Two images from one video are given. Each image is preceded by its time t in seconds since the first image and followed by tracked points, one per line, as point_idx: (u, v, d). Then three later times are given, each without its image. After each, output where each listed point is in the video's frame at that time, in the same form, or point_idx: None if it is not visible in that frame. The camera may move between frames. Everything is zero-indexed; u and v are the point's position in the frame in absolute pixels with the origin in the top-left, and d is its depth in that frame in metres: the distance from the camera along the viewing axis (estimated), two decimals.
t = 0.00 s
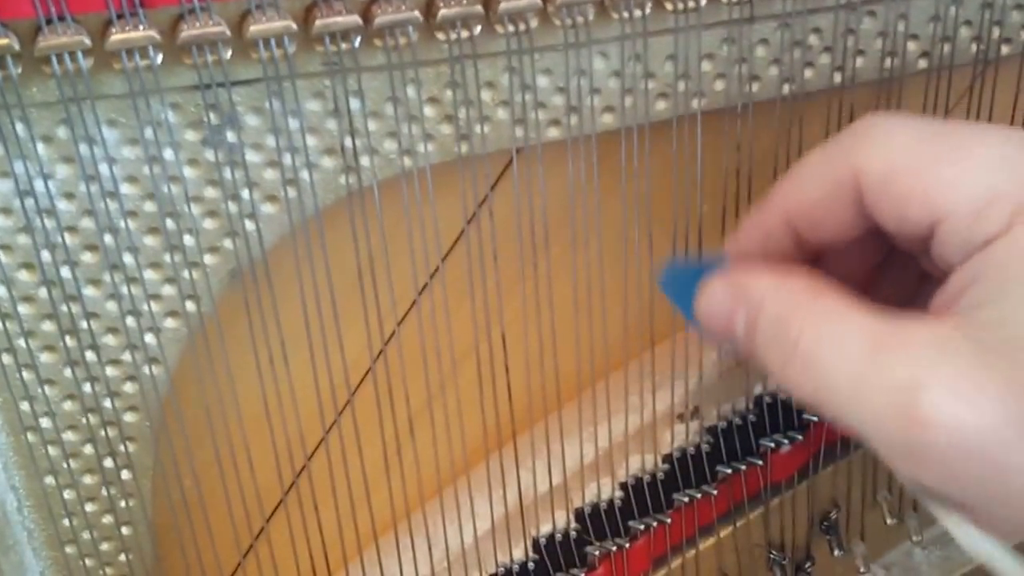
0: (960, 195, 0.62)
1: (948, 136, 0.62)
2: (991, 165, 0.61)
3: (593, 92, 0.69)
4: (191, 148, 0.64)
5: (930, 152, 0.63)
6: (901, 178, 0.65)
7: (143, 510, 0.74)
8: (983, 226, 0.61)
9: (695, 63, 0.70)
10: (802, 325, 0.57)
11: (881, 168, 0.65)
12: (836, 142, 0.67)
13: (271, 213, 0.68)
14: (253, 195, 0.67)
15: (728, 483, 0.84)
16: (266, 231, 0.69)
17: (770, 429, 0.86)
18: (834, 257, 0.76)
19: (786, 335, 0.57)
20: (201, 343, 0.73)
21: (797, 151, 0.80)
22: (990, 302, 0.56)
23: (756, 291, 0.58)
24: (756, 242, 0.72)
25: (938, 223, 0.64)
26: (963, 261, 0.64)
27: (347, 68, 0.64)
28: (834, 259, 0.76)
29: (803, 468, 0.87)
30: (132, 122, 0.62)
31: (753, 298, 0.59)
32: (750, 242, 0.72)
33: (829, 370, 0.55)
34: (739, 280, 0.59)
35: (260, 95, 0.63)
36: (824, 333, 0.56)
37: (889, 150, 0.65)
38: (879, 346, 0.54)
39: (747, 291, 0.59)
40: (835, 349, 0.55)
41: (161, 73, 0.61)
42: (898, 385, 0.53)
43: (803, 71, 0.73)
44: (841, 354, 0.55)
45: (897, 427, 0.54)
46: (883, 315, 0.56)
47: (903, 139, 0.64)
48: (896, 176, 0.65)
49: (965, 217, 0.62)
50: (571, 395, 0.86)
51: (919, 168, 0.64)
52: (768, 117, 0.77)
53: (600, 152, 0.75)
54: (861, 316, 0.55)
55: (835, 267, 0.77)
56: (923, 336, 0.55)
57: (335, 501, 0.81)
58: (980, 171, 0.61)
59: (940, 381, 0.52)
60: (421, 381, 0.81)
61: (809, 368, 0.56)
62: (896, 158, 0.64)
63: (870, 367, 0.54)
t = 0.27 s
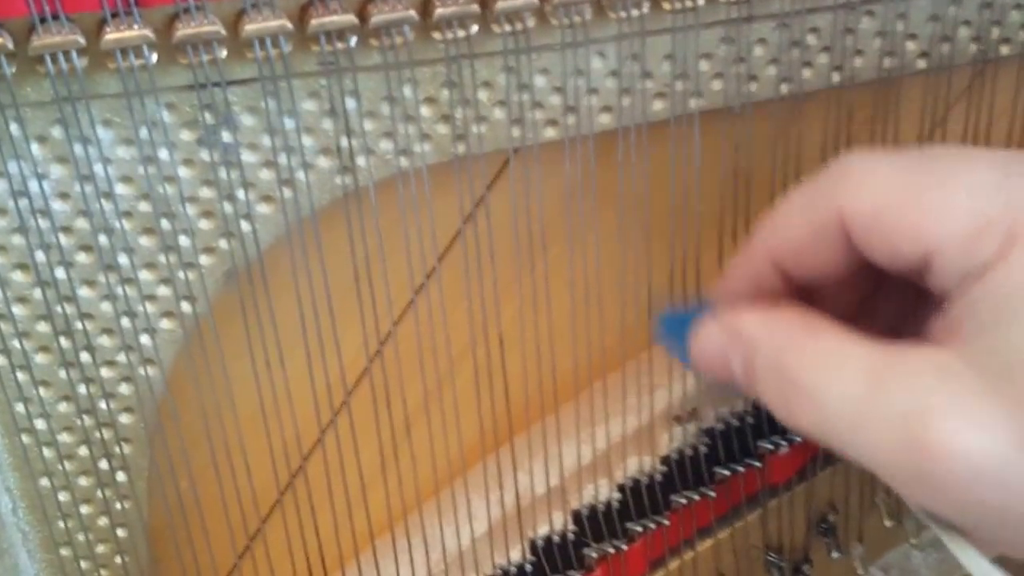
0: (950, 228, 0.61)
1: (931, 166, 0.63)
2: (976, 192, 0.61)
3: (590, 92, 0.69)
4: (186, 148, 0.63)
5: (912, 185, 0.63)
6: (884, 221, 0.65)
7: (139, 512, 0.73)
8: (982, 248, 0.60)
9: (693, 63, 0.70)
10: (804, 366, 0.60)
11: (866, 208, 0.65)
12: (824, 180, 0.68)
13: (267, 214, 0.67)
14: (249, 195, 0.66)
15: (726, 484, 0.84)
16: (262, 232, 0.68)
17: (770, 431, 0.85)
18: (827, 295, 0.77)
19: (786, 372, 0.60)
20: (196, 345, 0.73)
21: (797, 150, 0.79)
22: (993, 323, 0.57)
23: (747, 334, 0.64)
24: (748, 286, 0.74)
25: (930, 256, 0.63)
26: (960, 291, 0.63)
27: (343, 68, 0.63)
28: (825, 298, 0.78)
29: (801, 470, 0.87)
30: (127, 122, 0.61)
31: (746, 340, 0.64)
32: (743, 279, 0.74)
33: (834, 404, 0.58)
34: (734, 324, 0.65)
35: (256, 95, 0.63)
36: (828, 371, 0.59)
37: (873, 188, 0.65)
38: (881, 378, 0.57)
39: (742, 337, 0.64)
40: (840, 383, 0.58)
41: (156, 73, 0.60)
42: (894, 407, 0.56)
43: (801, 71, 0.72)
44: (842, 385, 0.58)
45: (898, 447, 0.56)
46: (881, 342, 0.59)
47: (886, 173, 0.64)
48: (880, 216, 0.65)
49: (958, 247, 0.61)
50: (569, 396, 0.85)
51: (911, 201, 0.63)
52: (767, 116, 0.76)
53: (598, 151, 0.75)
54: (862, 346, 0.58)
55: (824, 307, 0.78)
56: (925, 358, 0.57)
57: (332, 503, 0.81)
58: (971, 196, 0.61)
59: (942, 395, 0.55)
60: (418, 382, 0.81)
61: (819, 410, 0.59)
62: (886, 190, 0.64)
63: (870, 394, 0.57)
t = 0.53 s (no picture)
0: (967, 220, 0.64)
1: (946, 157, 0.65)
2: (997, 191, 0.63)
3: (588, 92, 0.69)
4: (183, 149, 0.63)
5: (928, 177, 0.65)
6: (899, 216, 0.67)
7: (135, 515, 0.73)
8: (1000, 244, 0.63)
9: (692, 63, 0.69)
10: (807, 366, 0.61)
11: (882, 196, 0.67)
12: (839, 166, 0.70)
13: (263, 215, 0.67)
14: (245, 196, 0.66)
15: (723, 486, 0.84)
16: (259, 233, 0.68)
17: (766, 432, 0.85)
18: (840, 284, 0.81)
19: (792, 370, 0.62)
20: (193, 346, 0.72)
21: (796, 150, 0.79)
22: (1000, 328, 0.58)
23: (757, 328, 0.66)
24: (759, 273, 0.75)
25: (946, 249, 0.66)
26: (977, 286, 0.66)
27: (339, 67, 0.63)
28: (834, 289, 0.81)
29: (799, 471, 0.86)
30: (123, 122, 0.61)
31: (755, 334, 0.66)
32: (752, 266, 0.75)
33: (840, 407, 0.59)
34: (742, 318, 0.67)
35: (252, 95, 0.62)
36: (832, 373, 0.60)
37: (889, 178, 0.67)
38: (893, 386, 0.57)
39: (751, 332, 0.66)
40: (845, 389, 0.59)
41: (152, 72, 0.60)
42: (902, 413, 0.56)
43: (801, 71, 0.72)
44: (854, 390, 0.58)
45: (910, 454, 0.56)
46: (891, 348, 0.59)
47: (902, 164, 0.66)
48: (898, 206, 0.67)
49: (977, 241, 0.64)
50: (566, 398, 0.85)
51: (927, 193, 0.65)
52: (766, 117, 0.76)
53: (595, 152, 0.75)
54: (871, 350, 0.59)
55: (836, 299, 0.81)
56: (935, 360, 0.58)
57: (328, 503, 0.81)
58: (990, 191, 0.63)
59: (947, 397, 0.55)
60: (414, 384, 0.80)
61: (823, 410, 0.60)
62: (902, 181, 0.66)
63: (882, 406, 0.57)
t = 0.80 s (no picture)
0: (972, 217, 0.64)
1: (950, 153, 0.65)
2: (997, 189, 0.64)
3: (586, 92, 0.68)
4: (180, 148, 0.63)
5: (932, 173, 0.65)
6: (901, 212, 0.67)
7: (131, 516, 0.73)
8: (1002, 241, 0.64)
9: (691, 62, 0.69)
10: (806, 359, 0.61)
11: (886, 189, 0.67)
12: (842, 158, 0.69)
13: (261, 215, 0.67)
14: (242, 196, 0.65)
15: (721, 487, 0.83)
16: (256, 233, 0.68)
17: (765, 433, 0.85)
18: (839, 280, 0.81)
19: (790, 361, 0.61)
20: (190, 346, 0.72)
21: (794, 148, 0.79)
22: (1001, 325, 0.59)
23: (756, 318, 0.65)
24: (760, 261, 0.75)
25: (948, 243, 0.67)
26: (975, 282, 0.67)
27: (337, 67, 0.63)
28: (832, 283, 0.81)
29: (797, 471, 0.86)
30: (119, 121, 0.61)
31: (754, 323, 0.65)
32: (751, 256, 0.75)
33: (839, 401, 0.59)
34: (740, 307, 0.66)
35: (249, 95, 0.62)
36: (830, 368, 0.59)
37: (893, 173, 0.67)
38: (892, 383, 0.57)
39: (748, 323, 0.65)
40: (845, 384, 0.59)
41: (148, 72, 0.59)
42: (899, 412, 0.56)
43: (800, 70, 0.72)
44: (851, 386, 0.58)
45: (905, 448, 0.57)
46: (890, 343, 0.59)
47: (905, 159, 0.66)
48: (901, 200, 0.67)
49: (981, 235, 0.64)
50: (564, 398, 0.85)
51: (931, 188, 0.66)
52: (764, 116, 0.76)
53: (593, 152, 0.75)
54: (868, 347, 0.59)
55: (835, 293, 0.81)
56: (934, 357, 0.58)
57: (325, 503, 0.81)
58: (993, 190, 0.64)
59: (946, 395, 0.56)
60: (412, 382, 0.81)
61: (818, 403, 0.60)
62: (907, 176, 0.66)
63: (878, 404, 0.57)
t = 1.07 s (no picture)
0: (966, 240, 0.62)
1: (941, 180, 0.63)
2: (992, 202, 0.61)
3: (586, 90, 0.68)
4: (178, 147, 0.62)
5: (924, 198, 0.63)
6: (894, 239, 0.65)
7: (129, 516, 0.73)
8: (998, 267, 0.61)
9: (690, 61, 0.69)
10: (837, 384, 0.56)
11: (877, 221, 0.66)
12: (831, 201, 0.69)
13: (260, 213, 0.67)
14: (241, 194, 0.65)
15: (718, 485, 0.84)
16: (255, 231, 0.68)
17: (763, 432, 0.85)
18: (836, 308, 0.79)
19: (806, 386, 0.58)
20: (188, 345, 0.72)
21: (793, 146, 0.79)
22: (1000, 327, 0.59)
23: (759, 353, 0.61)
24: (748, 299, 0.75)
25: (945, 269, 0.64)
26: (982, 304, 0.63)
27: (336, 65, 0.63)
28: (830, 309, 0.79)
29: (794, 471, 0.87)
30: (117, 119, 0.61)
31: (758, 358, 0.61)
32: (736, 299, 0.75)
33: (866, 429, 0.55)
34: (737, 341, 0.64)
35: (247, 93, 0.62)
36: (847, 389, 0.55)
37: (882, 200, 0.65)
38: (904, 391, 0.53)
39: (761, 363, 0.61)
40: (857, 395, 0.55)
41: (145, 71, 0.59)
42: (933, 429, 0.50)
43: (799, 69, 0.72)
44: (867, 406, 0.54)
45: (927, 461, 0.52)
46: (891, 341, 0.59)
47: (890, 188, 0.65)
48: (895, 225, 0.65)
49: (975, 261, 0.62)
50: (562, 396, 0.86)
51: (922, 217, 0.64)
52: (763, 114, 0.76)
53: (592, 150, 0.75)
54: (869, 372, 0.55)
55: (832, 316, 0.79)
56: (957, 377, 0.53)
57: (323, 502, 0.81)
58: (981, 209, 0.61)
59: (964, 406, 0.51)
60: (411, 379, 0.82)
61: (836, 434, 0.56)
62: (895, 199, 0.65)
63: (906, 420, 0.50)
